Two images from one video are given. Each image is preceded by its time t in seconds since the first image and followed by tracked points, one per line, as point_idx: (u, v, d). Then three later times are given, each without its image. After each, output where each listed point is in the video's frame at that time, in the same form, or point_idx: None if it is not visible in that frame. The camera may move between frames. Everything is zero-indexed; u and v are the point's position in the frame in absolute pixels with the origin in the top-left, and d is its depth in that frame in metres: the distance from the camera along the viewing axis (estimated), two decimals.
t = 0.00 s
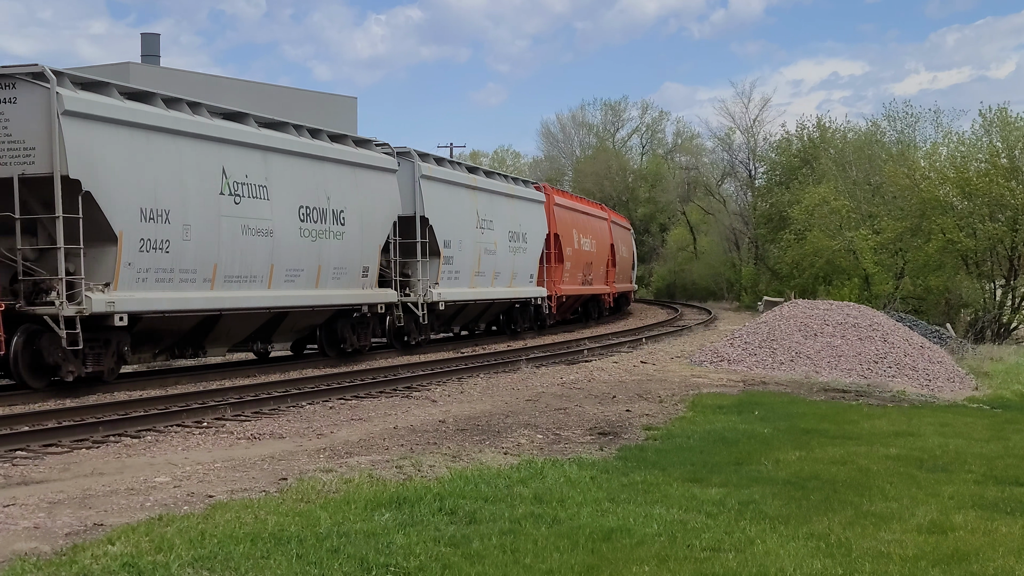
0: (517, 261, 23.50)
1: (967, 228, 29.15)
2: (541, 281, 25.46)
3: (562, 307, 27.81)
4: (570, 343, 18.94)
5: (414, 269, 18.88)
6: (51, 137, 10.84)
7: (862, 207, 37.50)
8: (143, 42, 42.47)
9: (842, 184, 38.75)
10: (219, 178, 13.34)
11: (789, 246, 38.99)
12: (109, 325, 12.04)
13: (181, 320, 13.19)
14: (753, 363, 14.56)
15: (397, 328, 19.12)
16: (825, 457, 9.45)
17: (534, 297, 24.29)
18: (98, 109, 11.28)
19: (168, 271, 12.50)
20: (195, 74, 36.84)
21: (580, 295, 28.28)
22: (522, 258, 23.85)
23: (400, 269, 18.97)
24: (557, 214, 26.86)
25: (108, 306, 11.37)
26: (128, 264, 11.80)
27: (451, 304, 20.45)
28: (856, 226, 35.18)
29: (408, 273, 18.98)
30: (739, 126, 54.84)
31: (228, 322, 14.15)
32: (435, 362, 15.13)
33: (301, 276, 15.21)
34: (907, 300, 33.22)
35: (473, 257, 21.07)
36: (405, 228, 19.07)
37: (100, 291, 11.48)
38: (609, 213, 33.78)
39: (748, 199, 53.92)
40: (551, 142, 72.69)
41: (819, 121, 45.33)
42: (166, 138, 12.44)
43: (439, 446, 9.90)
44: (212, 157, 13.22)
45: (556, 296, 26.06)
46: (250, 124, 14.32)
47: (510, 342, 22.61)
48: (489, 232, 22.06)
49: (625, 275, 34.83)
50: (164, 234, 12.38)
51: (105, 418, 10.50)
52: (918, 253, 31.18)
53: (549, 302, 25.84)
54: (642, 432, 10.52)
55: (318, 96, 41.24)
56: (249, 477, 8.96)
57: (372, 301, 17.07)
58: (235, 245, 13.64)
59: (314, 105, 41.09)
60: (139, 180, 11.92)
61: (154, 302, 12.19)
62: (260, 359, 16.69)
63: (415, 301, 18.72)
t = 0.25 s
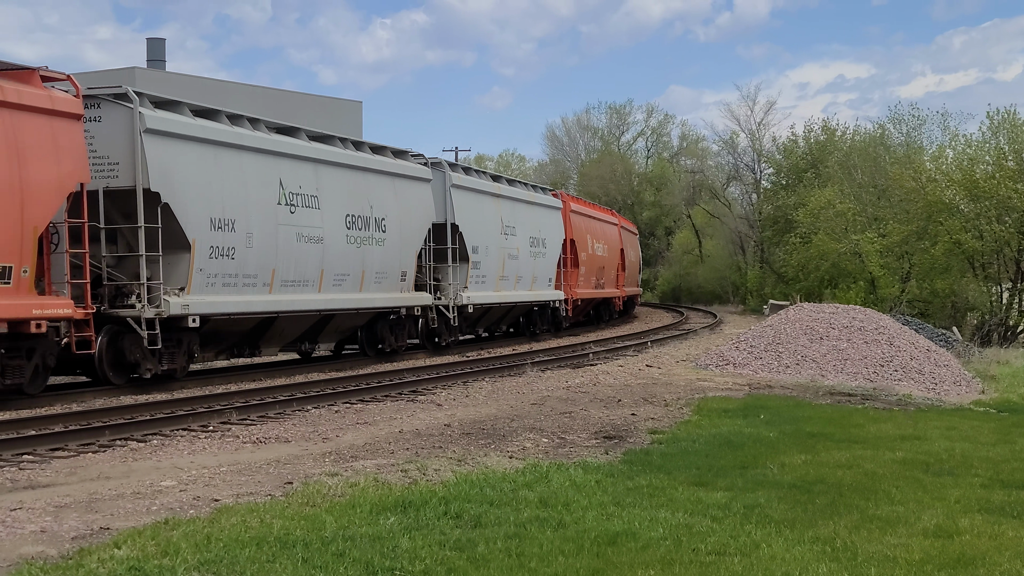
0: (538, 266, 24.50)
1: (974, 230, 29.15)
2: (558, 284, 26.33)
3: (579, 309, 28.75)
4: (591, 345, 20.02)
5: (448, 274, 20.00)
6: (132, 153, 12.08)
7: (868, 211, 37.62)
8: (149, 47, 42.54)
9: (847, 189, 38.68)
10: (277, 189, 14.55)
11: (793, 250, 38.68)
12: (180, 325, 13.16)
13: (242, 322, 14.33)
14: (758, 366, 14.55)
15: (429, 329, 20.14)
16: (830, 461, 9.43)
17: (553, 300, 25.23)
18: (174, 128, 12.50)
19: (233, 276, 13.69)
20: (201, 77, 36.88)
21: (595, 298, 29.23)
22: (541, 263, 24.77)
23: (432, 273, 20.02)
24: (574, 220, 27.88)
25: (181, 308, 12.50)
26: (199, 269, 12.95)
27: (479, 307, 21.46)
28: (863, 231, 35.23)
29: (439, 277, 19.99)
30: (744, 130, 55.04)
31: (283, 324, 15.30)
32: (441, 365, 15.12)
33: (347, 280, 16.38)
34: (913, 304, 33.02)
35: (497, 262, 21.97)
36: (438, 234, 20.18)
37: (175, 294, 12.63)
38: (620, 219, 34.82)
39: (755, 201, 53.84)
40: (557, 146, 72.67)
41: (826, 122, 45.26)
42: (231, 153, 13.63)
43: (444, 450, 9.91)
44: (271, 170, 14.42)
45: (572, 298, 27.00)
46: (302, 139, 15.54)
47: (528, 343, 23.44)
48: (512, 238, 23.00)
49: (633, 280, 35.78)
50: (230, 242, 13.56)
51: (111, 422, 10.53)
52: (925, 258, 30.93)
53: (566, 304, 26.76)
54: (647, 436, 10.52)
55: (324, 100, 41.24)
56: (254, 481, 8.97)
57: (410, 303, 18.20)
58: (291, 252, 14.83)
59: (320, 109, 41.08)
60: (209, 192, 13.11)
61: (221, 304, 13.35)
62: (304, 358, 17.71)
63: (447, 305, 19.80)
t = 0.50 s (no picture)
0: (560, 265, 25.49)
1: (985, 227, 29.21)
2: (578, 283, 27.15)
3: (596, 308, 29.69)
4: (614, 340, 21.03)
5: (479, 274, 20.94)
6: (205, 164, 13.12)
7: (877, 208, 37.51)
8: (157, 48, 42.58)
9: (856, 188, 38.54)
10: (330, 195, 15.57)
11: (802, 248, 38.57)
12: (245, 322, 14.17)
13: (299, 319, 15.32)
14: (768, 364, 14.53)
15: (462, 326, 21.13)
16: (841, 459, 9.42)
17: (574, 298, 26.19)
18: (241, 140, 13.55)
19: (293, 277, 14.70)
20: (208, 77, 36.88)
21: (612, 296, 30.20)
22: (561, 262, 25.66)
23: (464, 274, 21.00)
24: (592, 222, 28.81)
25: (248, 306, 13.50)
26: (264, 270, 13.96)
27: (508, 305, 22.41)
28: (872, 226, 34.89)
29: (471, 277, 20.99)
30: (753, 129, 55.14)
31: (333, 321, 16.29)
32: (449, 364, 15.11)
33: (392, 279, 17.37)
34: (924, 301, 33.42)
35: (523, 263, 22.96)
36: (471, 236, 21.13)
37: (243, 293, 13.63)
38: (632, 221, 35.69)
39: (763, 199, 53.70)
40: (565, 145, 72.63)
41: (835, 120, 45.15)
42: (290, 161, 14.68)
43: (453, 449, 9.91)
44: (325, 177, 15.45)
45: (592, 297, 27.93)
46: (350, 147, 16.57)
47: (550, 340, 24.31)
48: (536, 239, 23.99)
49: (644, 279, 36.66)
50: (290, 244, 14.57)
51: (121, 421, 10.55)
52: (936, 256, 30.68)
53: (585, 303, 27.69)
54: (656, 435, 10.51)
55: (332, 100, 41.24)
56: (264, 480, 8.98)
57: (446, 302, 19.18)
58: (343, 253, 15.85)
59: (328, 109, 41.08)
60: (271, 199, 14.13)
61: (284, 302, 14.37)
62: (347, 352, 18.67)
63: (480, 303, 20.78)
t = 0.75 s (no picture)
0: (582, 265, 26.35)
1: (996, 226, 29.36)
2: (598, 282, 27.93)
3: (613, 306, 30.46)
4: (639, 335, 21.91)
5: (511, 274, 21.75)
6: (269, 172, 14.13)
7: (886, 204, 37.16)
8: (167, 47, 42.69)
9: (867, 183, 38.32)
10: (378, 199, 16.56)
11: (813, 246, 38.51)
12: (305, 319, 15.14)
13: (350, 315, 16.27)
14: (778, 363, 14.51)
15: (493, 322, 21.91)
16: (851, 457, 9.41)
17: (594, 296, 27.04)
18: (302, 149, 14.55)
19: (347, 277, 15.68)
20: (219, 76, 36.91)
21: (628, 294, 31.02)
22: (583, 262, 26.44)
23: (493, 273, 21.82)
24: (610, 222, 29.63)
25: (310, 304, 14.49)
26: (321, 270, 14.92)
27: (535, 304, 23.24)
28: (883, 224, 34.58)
29: (501, 276, 21.84)
30: (763, 126, 55.02)
31: (380, 318, 17.25)
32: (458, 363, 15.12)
33: (433, 278, 18.39)
34: (934, 299, 33.25)
35: (550, 263, 23.80)
36: (501, 237, 21.99)
37: (303, 292, 14.59)
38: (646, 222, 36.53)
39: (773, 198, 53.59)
40: (575, 143, 72.63)
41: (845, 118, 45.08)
42: (343, 168, 15.66)
43: (463, 448, 9.91)
44: (373, 182, 16.45)
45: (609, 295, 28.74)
46: (394, 153, 17.54)
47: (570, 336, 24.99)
48: (561, 240, 24.83)
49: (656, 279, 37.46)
50: (345, 246, 15.54)
51: (131, 421, 10.56)
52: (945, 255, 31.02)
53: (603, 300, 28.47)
54: (667, 433, 10.50)
55: (342, 99, 41.30)
56: (274, 479, 8.99)
57: (481, 300, 20.11)
58: (390, 254, 16.84)
59: (338, 109, 41.16)
60: (328, 203, 15.11)
61: (338, 300, 15.32)
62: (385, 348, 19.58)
63: (511, 302, 21.66)
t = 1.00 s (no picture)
0: (602, 266, 27.26)
1: (1007, 226, 29.54)
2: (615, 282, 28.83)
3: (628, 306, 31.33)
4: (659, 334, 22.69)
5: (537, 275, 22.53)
6: (326, 179, 15.09)
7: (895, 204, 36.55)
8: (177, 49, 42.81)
9: (877, 182, 38.15)
10: (421, 205, 17.50)
11: (823, 246, 38.44)
12: (355, 317, 16.05)
13: (393, 314, 17.14)
14: (787, 363, 14.50)
15: (521, 321, 22.74)
16: (861, 458, 9.39)
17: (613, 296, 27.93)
18: (356, 157, 15.50)
19: (394, 277, 16.59)
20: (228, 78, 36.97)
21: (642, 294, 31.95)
22: (602, 262, 27.23)
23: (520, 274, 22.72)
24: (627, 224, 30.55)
25: (361, 303, 15.38)
26: (371, 270, 15.83)
27: (559, 304, 24.05)
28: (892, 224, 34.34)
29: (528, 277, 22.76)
30: (773, 125, 54.91)
31: (419, 317, 18.13)
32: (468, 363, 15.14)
33: (469, 280, 19.33)
34: (945, 299, 33.16)
35: (572, 264, 24.72)
36: (528, 239, 22.84)
37: (356, 292, 15.49)
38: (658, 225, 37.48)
39: (782, 197, 53.47)
40: (583, 143, 72.65)
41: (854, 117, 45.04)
42: (391, 176, 16.59)
43: (473, 449, 9.91)
44: (416, 188, 17.38)
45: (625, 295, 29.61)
46: (434, 161, 18.50)
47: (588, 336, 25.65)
48: (583, 242, 25.76)
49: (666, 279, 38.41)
50: (392, 248, 16.46)
51: (142, 422, 10.59)
52: (956, 257, 31.53)
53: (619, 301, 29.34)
54: (677, 434, 10.50)
55: (351, 100, 41.38)
56: (285, 479, 8.99)
57: (513, 300, 21.02)
58: (432, 256, 17.77)
59: (347, 109, 41.25)
60: (378, 208, 16.03)
61: (387, 300, 16.23)
62: (419, 347, 20.43)
63: (536, 302, 22.45)
